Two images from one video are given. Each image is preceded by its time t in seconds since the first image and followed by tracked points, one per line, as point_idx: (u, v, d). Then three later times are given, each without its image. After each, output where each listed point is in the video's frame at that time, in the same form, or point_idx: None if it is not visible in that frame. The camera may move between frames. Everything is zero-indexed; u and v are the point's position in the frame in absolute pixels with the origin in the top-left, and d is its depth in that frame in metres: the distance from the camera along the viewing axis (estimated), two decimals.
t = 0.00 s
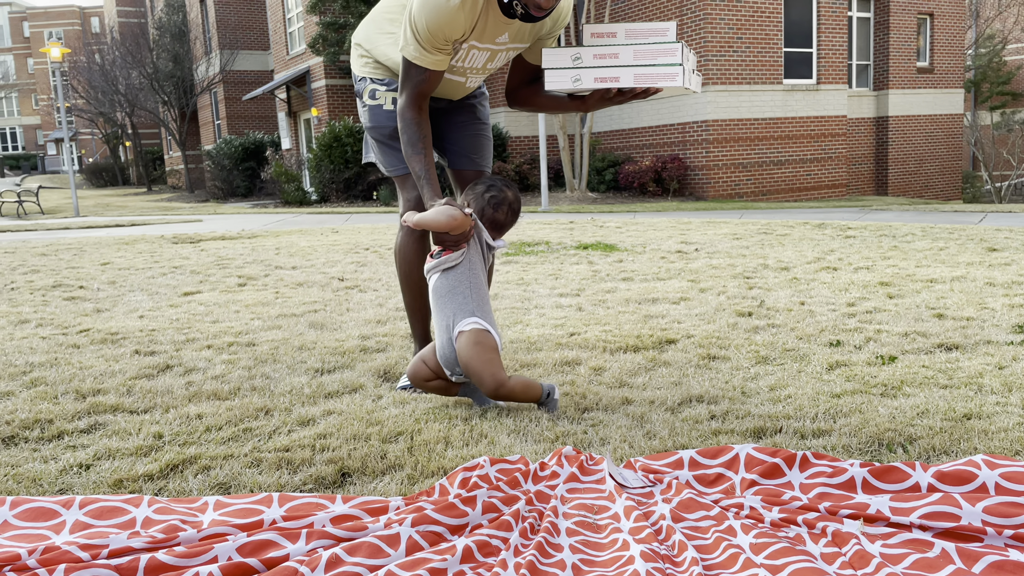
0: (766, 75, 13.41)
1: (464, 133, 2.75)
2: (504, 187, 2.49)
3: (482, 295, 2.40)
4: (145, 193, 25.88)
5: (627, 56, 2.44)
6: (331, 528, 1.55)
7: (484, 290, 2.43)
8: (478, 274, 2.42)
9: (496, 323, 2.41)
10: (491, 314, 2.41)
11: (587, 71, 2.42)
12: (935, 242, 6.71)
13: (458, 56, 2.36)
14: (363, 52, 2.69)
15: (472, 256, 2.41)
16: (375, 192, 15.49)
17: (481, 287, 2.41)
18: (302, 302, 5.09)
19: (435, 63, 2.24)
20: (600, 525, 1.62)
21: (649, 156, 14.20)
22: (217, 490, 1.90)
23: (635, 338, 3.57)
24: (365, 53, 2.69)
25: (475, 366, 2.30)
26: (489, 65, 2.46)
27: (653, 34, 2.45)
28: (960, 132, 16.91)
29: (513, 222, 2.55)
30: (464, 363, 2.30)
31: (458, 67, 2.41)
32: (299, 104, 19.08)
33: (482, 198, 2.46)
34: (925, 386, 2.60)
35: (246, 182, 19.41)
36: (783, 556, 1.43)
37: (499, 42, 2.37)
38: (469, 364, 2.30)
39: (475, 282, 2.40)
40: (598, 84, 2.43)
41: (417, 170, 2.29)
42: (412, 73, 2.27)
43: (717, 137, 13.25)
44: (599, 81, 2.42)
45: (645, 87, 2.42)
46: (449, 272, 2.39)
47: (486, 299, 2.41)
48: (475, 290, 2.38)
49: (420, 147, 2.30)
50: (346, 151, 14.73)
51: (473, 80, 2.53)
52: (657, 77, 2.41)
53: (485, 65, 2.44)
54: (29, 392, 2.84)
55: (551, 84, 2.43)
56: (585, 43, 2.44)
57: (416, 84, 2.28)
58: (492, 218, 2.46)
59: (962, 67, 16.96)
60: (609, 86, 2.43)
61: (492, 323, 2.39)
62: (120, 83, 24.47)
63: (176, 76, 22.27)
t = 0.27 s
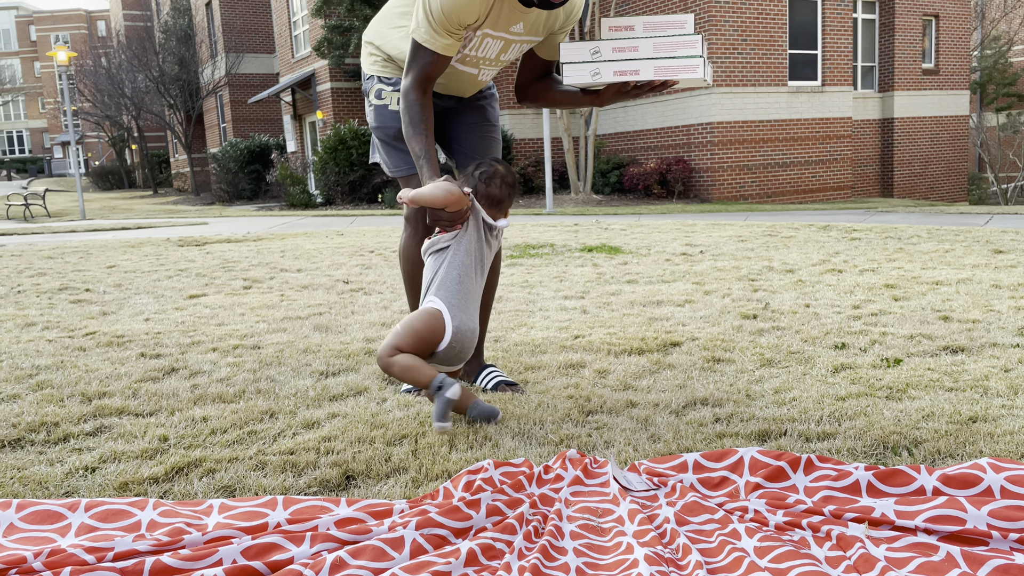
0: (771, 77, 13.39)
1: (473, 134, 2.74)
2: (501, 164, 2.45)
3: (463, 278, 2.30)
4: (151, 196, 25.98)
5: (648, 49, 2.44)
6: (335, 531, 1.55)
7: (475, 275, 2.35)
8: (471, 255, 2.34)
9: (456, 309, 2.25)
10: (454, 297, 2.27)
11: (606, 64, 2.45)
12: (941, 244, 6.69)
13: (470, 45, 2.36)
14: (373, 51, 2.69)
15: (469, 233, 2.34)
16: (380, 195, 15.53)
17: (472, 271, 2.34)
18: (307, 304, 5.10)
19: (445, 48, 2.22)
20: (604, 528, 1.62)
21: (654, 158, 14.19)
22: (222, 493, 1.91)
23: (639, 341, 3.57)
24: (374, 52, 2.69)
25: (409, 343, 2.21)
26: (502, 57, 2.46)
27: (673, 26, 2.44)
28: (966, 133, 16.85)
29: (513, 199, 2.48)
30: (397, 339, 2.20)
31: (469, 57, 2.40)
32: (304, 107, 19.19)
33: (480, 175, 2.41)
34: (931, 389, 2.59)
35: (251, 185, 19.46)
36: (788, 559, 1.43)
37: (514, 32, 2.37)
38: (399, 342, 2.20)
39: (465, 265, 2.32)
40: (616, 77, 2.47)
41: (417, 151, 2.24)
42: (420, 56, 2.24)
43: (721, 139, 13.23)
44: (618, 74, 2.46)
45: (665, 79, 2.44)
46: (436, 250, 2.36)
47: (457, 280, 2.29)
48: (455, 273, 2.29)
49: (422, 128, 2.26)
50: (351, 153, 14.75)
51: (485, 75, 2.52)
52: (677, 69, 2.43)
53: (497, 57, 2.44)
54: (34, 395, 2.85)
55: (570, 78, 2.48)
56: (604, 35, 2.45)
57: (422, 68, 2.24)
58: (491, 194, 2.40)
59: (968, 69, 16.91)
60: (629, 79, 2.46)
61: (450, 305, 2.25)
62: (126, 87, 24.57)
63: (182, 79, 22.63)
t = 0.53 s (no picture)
0: (774, 78, 13.39)
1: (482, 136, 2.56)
2: (477, 106, 2.22)
3: (440, 241, 2.19)
4: (155, 198, 26.06)
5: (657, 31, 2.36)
6: (338, 533, 1.55)
7: (459, 233, 2.19)
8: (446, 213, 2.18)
9: (432, 269, 2.19)
10: (427, 258, 2.20)
11: (615, 48, 2.36)
12: (944, 245, 6.68)
13: (470, 23, 2.26)
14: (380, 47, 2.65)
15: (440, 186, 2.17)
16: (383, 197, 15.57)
17: (453, 232, 2.18)
18: (310, 306, 5.12)
19: (437, 18, 2.09)
20: (607, 529, 1.62)
21: (657, 160, 14.18)
22: (225, 495, 1.91)
23: (642, 343, 3.57)
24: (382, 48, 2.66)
25: (417, 341, 2.31)
26: (505, 39, 2.35)
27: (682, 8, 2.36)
28: (970, 135, 16.84)
29: (495, 140, 2.21)
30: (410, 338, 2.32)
31: (471, 37, 2.29)
32: (307, 109, 19.35)
33: (451, 122, 2.22)
34: (934, 391, 2.59)
35: (254, 187, 19.52)
36: (791, 561, 1.43)
37: (516, 9, 2.27)
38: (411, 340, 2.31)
39: (444, 228, 2.18)
40: (626, 61, 2.37)
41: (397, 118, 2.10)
42: (411, 24, 2.12)
43: (724, 141, 13.22)
44: (627, 58, 2.36)
45: (676, 61, 2.35)
46: (416, 215, 2.24)
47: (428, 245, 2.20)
48: (434, 237, 2.19)
49: (406, 96, 2.11)
50: (354, 155, 14.77)
51: (490, 60, 2.39)
52: (689, 51, 2.34)
53: (500, 38, 2.34)
54: (39, 397, 2.86)
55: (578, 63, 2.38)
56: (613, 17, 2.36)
57: (414, 36, 2.12)
58: (461, 136, 2.19)
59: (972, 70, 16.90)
60: (639, 62, 2.37)
61: (423, 272, 2.21)
62: (130, 89, 24.64)
63: (186, 82, 22.78)
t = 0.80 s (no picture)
0: (776, 81, 13.39)
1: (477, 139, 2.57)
2: (460, 126, 2.21)
3: (434, 253, 2.11)
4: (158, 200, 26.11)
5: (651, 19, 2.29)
6: (340, 536, 1.55)
7: (447, 252, 2.13)
8: (429, 229, 2.12)
9: (434, 281, 2.09)
10: (422, 270, 2.10)
11: (608, 38, 2.31)
12: (947, 248, 6.68)
13: (461, 26, 2.25)
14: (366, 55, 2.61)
15: (422, 202, 2.13)
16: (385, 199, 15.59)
17: (440, 248, 2.12)
18: (313, 308, 5.13)
19: (424, 22, 2.08)
20: (608, 532, 1.62)
21: (659, 162, 14.18)
22: (227, 498, 1.92)
23: (644, 345, 3.57)
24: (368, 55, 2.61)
25: (413, 364, 2.08)
26: (497, 39, 2.35)
27: None
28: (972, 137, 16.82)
29: (478, 162, 2.20)
30: (406, 365, 2.10)
31: (463, 40, 2.28)
32: (310, 111, 19.39)
33: (437, 140, 2.21)
34: (936, 394, 2.58)
35: (257, 189, 19.54)
36: (792, 564, 1.43)
37: (506, 9, 2.26)
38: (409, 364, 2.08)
39: (431, 242, 2.12)
40: (621, 51, 2.32)
41: (381, 130, 2.09)
42: (399, 29, 2.11)
43: (727, 143, 13.21)
44: (622, 48, 2.31)
45: (672, 48, 2.28)
46: (398, 229, 2.20)
47: (419, 258, 2.11)
48: (426, 249, 2.11)
49: (393, 106, 2.10)
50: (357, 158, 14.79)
51: (484, 62, 2.39)
52: (684, 36, 2.26)
53: (492, 39, 2.33)
54: (42, 399, 2.87)
55: (571, 57, 2.35)
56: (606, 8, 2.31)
57: (402, 41, 2.10)
58: (443, 156, 2.18)
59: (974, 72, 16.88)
60: (634, 51, 2.31)
61: (421, 285, 2.10)
62: (133, 92, 24.68)
63: (189, 84, 22.46)
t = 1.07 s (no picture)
0: (778, 82, 13.40)
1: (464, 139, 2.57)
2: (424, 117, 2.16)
3: (410, 268, 2.10)
4: (160, 202, 26.14)
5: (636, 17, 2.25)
6: (343, 536, 1.55)
7: (426, 261, 2.10)
8: (408, 240, 2.10)
9: (407, 299, 2.11)
10: (399, 287, 2.12)
11: (592, 35, 2.25)
12: (949, 249, 6.67)
13: (447, 18, 2.23)
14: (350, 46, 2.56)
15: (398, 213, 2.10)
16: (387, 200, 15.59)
17: (420, 260, 2.10)
18: (315, 310, 5.13)
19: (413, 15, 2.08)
20: (610, 533, 1.62)
21: (661, 164, 14.17)
22: (230, 498, 1.92)
23: (646, 347, 3.57)
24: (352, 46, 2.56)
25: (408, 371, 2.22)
26: (484, 32, 2.33)
27: None
28: (975, 139, 16.81)
29: (449, 146, 2.15)
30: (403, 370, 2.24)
31: (449, 32, 2.27)
32: (312, 112, 19.41)
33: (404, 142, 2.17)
34: (938, 395, 2.58)
35: (259, 190, 19.55)
36: (795, 566, 1.43)
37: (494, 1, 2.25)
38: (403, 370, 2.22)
39: (410, 255, 2.10)
40: (604, 48, 2.26)
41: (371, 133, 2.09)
42: (388, 25, 2.11)
43: (729, 145, 13.20)
44: (605, 45, 2.25)
45: (655, 48, 2.25)
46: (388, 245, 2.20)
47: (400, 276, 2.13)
48: (405, 267, 2.11)
49: (382, 107, 2.09)
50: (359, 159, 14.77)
51: (470, 55, 2.38)
52: (668, 37, 2.24)
53: (478, 32, 2.32)
54: (45, 399, 2.87)
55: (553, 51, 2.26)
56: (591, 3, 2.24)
57: (390, 37, 2.10)
58: (413, 152, 2.13)
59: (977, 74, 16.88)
60: (617, 50, 2.25)
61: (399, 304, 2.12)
62: (135, 93, 24.72)
63: (192, 85, 22.68)
